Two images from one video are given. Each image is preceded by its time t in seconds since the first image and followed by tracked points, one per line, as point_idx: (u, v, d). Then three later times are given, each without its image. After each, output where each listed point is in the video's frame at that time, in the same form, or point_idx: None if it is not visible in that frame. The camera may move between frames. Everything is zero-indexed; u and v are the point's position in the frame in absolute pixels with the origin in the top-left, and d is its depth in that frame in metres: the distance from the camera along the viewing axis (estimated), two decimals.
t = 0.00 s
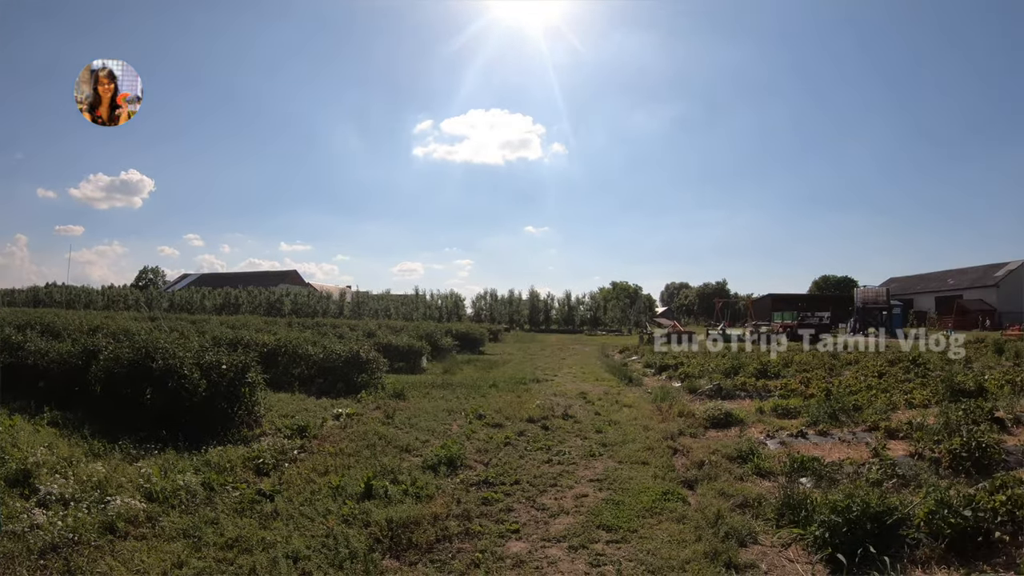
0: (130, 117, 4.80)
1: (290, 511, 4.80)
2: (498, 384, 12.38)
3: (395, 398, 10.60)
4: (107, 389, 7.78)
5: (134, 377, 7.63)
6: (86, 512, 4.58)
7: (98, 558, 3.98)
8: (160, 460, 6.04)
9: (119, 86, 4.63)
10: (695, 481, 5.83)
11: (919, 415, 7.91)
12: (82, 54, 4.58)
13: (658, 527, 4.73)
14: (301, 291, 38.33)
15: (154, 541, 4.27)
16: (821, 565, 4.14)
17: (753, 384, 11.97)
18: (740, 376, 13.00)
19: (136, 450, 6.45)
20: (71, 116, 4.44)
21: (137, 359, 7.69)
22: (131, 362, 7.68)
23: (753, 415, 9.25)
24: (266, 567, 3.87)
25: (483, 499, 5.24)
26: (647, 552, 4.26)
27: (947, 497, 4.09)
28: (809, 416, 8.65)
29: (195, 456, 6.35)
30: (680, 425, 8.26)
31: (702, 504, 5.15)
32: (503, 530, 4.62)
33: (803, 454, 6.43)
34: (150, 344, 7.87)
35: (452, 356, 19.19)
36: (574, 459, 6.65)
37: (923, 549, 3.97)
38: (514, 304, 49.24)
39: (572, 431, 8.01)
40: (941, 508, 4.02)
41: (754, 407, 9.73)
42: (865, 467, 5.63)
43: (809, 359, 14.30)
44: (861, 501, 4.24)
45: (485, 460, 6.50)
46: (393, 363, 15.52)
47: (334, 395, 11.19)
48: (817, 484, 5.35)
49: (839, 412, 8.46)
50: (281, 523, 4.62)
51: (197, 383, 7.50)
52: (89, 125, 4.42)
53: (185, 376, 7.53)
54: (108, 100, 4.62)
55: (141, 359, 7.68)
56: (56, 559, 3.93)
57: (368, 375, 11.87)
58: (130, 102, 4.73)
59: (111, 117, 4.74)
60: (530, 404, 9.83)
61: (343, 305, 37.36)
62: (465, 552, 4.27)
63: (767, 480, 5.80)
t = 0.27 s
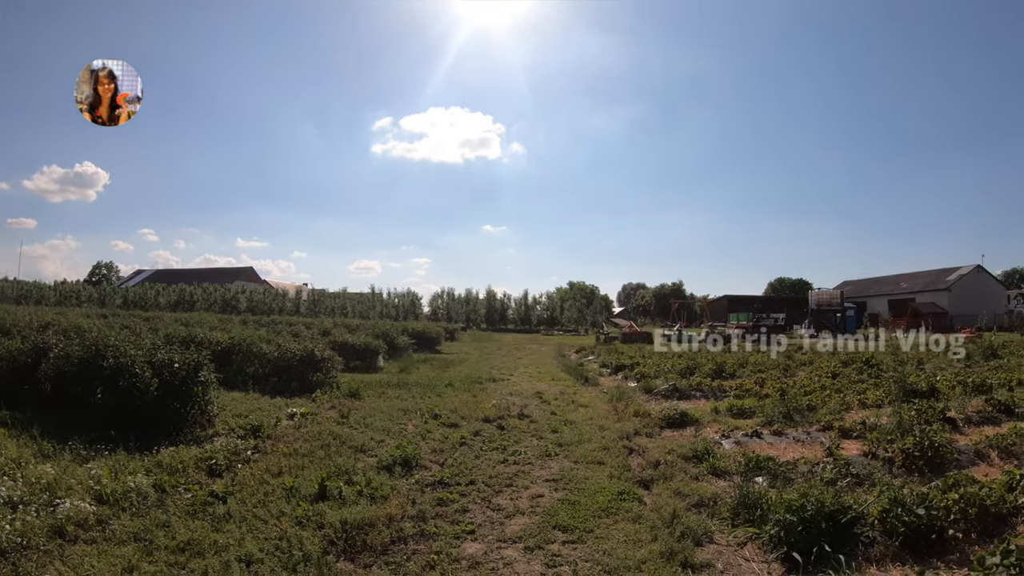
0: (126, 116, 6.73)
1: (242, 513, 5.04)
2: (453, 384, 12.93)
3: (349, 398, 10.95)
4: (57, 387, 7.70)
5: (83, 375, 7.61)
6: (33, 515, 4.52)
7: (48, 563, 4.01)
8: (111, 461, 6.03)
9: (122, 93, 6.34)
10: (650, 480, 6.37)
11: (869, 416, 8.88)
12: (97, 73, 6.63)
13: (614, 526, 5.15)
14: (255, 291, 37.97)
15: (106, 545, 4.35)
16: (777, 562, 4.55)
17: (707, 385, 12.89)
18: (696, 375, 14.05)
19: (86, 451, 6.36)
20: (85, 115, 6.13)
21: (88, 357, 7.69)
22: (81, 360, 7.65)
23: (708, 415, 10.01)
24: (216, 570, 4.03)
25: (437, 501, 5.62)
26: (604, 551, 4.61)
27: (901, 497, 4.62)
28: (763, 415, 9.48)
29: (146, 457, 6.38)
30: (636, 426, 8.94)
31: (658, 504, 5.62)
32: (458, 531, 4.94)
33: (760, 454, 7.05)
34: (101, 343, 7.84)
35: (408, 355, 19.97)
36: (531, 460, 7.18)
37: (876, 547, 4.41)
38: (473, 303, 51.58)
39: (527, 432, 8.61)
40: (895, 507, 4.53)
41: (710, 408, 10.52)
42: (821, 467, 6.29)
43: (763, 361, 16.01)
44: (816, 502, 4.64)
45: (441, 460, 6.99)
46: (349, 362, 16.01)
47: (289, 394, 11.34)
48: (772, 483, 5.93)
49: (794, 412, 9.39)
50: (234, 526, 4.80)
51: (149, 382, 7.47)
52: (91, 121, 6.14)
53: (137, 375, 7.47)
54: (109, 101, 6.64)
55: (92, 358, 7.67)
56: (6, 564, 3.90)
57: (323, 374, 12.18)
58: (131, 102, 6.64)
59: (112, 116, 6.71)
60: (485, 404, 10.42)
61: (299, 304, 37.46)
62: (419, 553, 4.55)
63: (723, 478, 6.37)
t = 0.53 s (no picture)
0: (127, 117, 6.34)
1: (208, 514, 5.02)
2: (422, 382, 13.05)
3: (317, 396, 10.97)
4: (19, 383, 7.68)
5: (47, 370, 7.59)
6: None
7: (8, 567, 3.93)
8: (74, 461, 5.96)
9: (125, 93, 5.94)
10: (620, 480, 6.59)
11: (836, 416, 9.50)
12: (100, 71, 6.21)
13: (585, 527, 5.29)
14: (221, 286, 36.70)
15: (69, 547, 4.30)
16: (748, 563, 4.67)
17: (676, 385, 13.54)
18: (666, 376, 14.86)
19: (48, 449, 6.27)
20: (84, 116, 5.83)
21: (51, 353, 7.65)
22: (45, 356, 7.67)
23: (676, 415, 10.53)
24: (181, 573, 4.05)
25: (406, 501, 5.72)
26: (574, 553, 4.73)
27: (870, 497, 4.83)
28: (733, 416, 10.03)
29: (109, 456, 6.29)
30: (606, 425, 9.33)
31: (629, 505, 5.79)
32: (427, 532, 5.04)
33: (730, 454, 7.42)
34: (66, 340, 7.80)
35: (376, 353, 20.18)
36: (499, 459, 7.32)
37: (847, 546, 4.60)
38: (441, 301, 53.48)
39: (496, 431, 8.78)
40: (865, 508, 4.73)
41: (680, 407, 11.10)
42: (791, 467, 6.62)
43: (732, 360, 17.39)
44: (787, 503, 4.80)
45: (408, 459, 7.07)
46: (317, 360, 16.11)
47: (255, 392, 11.29)
48: (742, 483, 6.27)
49: (761, 412, 10.00)
50: (201, 527, 4.81)
51: (111, 378, 7.42)
52: (91, 121, 5.82)
53: (100, 371, 7.42)
54: (109, 101, 6.24)
55: (54, 355, 7.65)
56: None
57: (290, 372, 12.13)
58: (130, 102, 6.30)
59: (112, 117, 6.32)
60: (455, 402, 10.54)
61: (266, 300, 37.15)
62: (388, 554, 4.63)
63: (692, 478, 6.68)
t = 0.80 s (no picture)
0: (128, 117, 6.23)
1: (158, 514, 4.94)
2: (375, 380, 13.02)
3: (269, 394, 10.82)
4: None
5: None
6: None
7: None
8: (17, 461, 5.75)
9: (127, 94, 5.74)
10: (573, 479, 6.79)
11: (788, 416, 9.93)
12: (100, 72, 6.00)
13: (539, 525, 5.39)
14: (171, 281, 35.20)
15: (15, 549, 4.16)
16: (700, 560, 4.80)
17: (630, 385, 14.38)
18: (619, 376, 15.86)
19: None
20: (85, 117, 5.72)
21: None
22: None
23: (630, 415, 11.00)
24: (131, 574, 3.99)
25: (359, 500, 5.76)
26: (527, 551, 4.82)
27: (820, 495, 5.04)
28: (685, 416, 10.47)
29: (58, 455, 6.12)
30: (560, 424, 9.69)
31: (581, 503, 5.94)
32: (379, 531, 5.10)
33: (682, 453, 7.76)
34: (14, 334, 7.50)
35: (329, 350, 20.06)
36: (453, 459, 7.41)
37: (797, 543, 4.78)
38: (394, 299, 54.13)
39: (449, 429, 8.86)
40: (815, 505, 4.93)
41: (633, 407, 11.61)
42: (742, 466, 6.95)
43: (686, 364, 18.39)
44: (738, 501, 4.97)
45: (361, 458, 7.09)
46: (269, 357, 15.92)
47: (207, 390, 11.12)
48: (695, 481, 6.58)
49: (715, 412, 10.46)
50: (152, 527, 4.73)
51: (60, 374, 7.31)
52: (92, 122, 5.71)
53: (48, 367, 7.31)
54: (109, 101, 6.13)
55: None
56: None
57: (243, 369, 12.10)
58: (130, 102, 6.19)
59: (112, 117, 6.21)
60: (407, 401, 10.58)
61: (219, 295, 36.24)
62: (341, 554, 4.65)
63: (646, 476, 7.01)
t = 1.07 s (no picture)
0: (128, 117, 6.15)
1: (96, 513, 4.83)
2: (317, 376, 12.91)
3: (209, 390, 10.61)
4: None
5: None
6: None
7: None
8: None
9: (127, 95, 5.86)
10: (513, 476, 6.98)
11: (726, 413, 10.43)
12: (99, 70, 6.10)
13: (476, 522, 5.51)
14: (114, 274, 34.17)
15: None
16: (638, 554, 4.95)
17: (571, 382, 15.08)
18: (561, 372, 16.67)
19: None
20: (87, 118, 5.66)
21: None
22: None
23: (570, 412, 11.45)
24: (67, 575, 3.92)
25: (299, 497, 5.71)
26: (466, 547, 4.94)
27: (758, 490, 5.22)
28: (627, 413, 10.89)
29: None
30: (500, 421, 9.97)
31: (521, 499, 6.09)
32: (318, 528, 5.10)
33: (623, 450, 8.10)
34: None
35: (270, 346, 19.76)
36: (391, 455, 7.46)
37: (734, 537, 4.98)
38: (336, 295, 53.56)
39: (389, 426, 8.88)
40: (751, 500, 5.11)
41: (576, 404, 12.15)
42: (681, 462, 7.24)
43: (629, 362, 19.07)
44: (677, 496, 5.15)
45: (301, 455, 7.04)
46: (209, 353, 15.61)
47: (146, 386, 10.93)
48: (634, 477, 6.86)
49: (654, 408, 10.87)
50: (90, 527, 4.63)
51: None
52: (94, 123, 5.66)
53: None
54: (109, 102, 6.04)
55: None
56: None
57: (181, 365, 11.82)
58: (130, 102, 6.13)
59: (112, 117, 6.13)
60: (347, 397, 10.53)
61: (159, 290, 34.93)
62: (280, 552, 4.63)
63: (585, 473, 7.30)
